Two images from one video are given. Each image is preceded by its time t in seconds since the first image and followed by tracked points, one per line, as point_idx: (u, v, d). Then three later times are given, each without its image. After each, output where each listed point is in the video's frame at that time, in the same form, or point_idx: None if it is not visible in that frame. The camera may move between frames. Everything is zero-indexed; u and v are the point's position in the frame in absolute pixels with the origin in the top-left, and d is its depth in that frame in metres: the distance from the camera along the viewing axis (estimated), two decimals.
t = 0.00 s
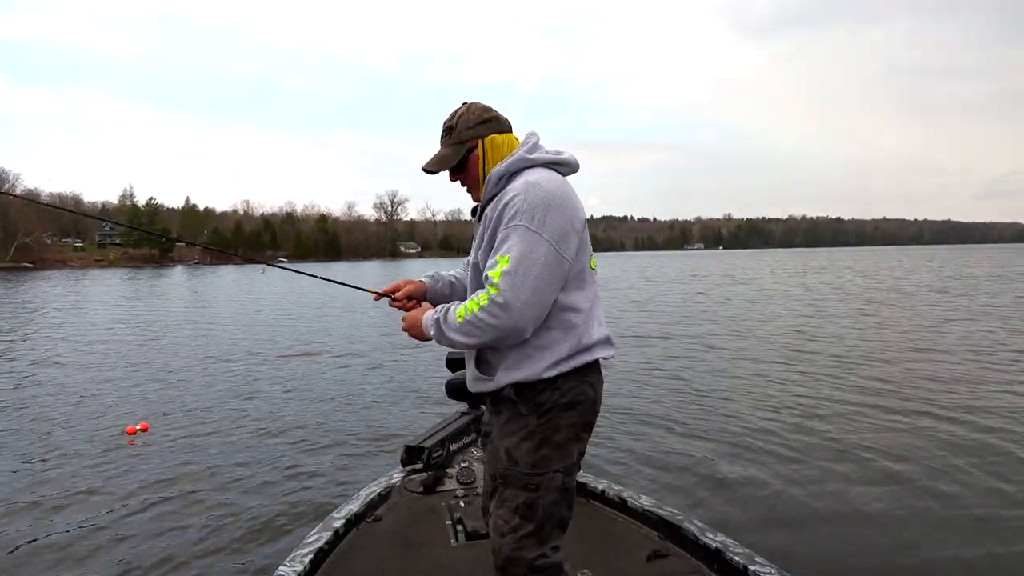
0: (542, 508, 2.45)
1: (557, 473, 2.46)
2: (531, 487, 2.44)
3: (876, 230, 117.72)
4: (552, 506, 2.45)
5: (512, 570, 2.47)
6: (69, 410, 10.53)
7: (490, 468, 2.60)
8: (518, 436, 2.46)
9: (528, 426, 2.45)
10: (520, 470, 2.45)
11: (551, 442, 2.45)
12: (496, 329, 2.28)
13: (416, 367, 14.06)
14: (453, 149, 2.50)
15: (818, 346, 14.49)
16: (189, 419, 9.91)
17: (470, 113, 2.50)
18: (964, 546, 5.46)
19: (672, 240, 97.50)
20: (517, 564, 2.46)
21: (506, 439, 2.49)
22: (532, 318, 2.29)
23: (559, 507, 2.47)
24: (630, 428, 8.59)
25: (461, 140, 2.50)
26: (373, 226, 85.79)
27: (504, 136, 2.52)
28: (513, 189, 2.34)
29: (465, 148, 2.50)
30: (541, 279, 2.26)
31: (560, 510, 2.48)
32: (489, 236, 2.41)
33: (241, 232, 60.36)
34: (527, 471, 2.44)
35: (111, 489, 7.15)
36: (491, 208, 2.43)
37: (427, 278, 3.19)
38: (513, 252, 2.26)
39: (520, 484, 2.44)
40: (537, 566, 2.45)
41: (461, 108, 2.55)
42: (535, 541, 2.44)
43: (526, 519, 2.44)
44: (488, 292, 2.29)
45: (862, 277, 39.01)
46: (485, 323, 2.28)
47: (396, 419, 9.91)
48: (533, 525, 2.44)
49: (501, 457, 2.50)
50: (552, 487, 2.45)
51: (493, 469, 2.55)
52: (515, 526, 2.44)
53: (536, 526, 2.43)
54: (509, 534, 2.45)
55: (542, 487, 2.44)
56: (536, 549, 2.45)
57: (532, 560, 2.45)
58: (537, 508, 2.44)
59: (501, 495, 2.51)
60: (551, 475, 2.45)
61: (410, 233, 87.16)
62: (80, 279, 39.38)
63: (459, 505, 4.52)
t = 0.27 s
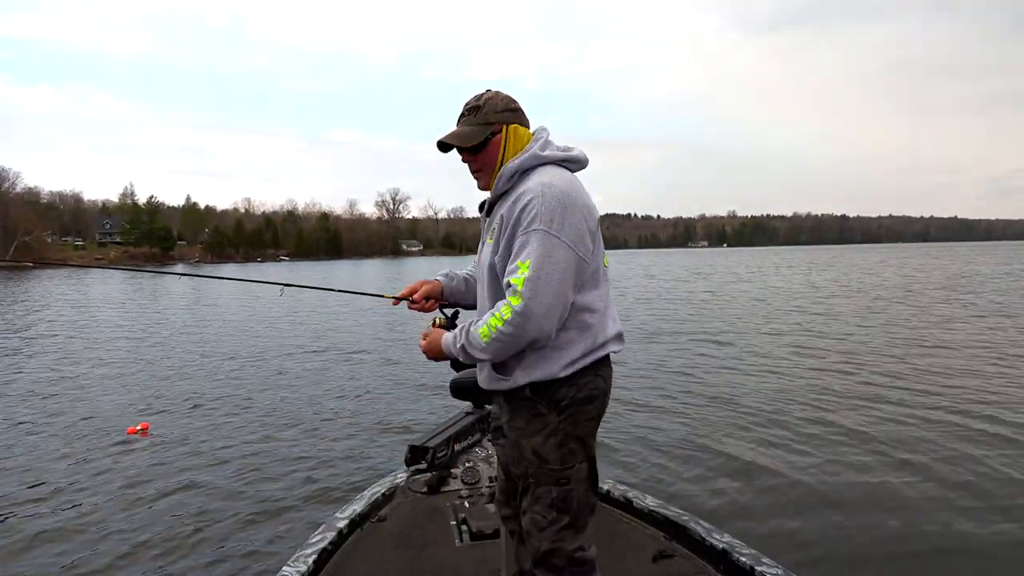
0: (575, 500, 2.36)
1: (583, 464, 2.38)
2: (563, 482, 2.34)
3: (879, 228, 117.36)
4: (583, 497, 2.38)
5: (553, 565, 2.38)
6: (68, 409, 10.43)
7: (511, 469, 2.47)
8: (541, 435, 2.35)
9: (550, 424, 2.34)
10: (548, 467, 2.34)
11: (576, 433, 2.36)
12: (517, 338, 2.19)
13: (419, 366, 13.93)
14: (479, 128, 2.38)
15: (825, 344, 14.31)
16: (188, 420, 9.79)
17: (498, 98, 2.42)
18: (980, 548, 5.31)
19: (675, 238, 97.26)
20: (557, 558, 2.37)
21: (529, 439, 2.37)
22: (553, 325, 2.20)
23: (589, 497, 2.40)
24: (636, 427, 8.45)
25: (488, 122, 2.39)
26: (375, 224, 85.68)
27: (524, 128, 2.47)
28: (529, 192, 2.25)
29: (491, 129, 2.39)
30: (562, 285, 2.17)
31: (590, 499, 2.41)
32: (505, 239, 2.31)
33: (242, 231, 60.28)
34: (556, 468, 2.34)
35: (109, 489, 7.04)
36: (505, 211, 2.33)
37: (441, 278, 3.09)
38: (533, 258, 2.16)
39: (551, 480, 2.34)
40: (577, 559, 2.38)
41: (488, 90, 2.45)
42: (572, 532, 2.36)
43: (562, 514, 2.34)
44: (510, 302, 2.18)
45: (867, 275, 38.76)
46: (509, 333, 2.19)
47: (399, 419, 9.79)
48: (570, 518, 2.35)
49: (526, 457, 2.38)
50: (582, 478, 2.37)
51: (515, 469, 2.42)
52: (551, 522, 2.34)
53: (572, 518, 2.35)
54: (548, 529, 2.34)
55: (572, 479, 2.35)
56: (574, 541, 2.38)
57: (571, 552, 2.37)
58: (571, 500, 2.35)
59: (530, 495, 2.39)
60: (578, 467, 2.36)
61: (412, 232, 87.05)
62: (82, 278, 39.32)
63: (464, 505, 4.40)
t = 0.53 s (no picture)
0: (572, 494, 2.31)
1: (579, 459, 2.32)
2: (559, 476, 2.28)
3: (869, 227, 118.03)
4: (580, 491, 2.32)
5: (549, 560, 2.32)
6: (52, 409, 10.29)
7: (507, 462, 2.42)
8: (537, 428, 2.30)
9: (545, 418, 2.29)
10: (545, 462, 2.29)
11: (572, 428, 2.30)
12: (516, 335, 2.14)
13: (409, 364, 13.84)
14: (493, 117, 2.33)
15: (817, 342, 14.29)
16: (175, 418, 9.67)
17: (516, 89, 2.36)
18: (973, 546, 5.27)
19: (665, 237, 97.41)
20: (554, 552, 2.31)
21: (525, 432, 2.32)
22: (553, 324, 2.15)
23: (585, 491, 2.35)
24: (628, 424, 8.40)
25: (503, 112, 2.33)
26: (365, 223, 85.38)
27: (536, 122, 2.42)
28: (537, 189, 2.19)
29: (505, 120, 2.33)
30: (564, 286, 2.12)
31: (586, 494, 2.35)
32: (510, 234, 2.25)
33: (231, 229, 59.93)
34: (552, 462, 2.28)
35: (94, 489, 6.93)
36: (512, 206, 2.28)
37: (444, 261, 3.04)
38: (538, 257, 2.10)
39: (548, 474, 2.28)
40: (574, 554, 2.32)
41: (506, 79, 2.39)
42: (570, 527, 2.31)
43: (559, 508, 2.29)
44: (511, 300, 2.13)
45: (859, 274, 38.86)
46: (508, 330, 2.14)
47: (389, 417, 9.70)
48: (566, 513, 2.30)
49: (522, 451, 2.32)
50: (577, 473, 2.31)
51: (511, 462, 2.37)
52: (549, 516, 2.29)
53: (569, 513, 2.29)
54: (546, 523, 2.29)
55: (569, 474, 2.30)
56: (572, 535, 2.32)
57: (569, 547, 2.31)
58: (567, 495, 2.30)
59: (527, 488, 2.34)
60: (574, 462, 2.31)
61: (403, 231, 86.83)
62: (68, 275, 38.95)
63: (455, 503, 4.35)
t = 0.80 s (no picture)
0: (567, 488, 2.31)
1: (574, 453, 2.32)
2: (553, 470, 2.29)
3: (863, 225, 118.36)
4: (575, 486, 2.32)
5: (546, 554, 2.32)
6: (46, 407, 10.24)
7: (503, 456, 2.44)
8: (531, 423, 2.31)
9: (539, 412, 2.29)
10: (538, 456, 2.29)
11: (565, 423, 2.30)
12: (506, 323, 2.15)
13: (405, 362, 13.81)
14: (508, 108, 2.35)
15: (812, 339, 14.31)
16: (169, 416, 9.63)
17: (533, 81, 2.38)
18: (967, 544, 5.28)
19: (660, 235, 97.49)
20: (550, 547, 2.31)
21: (518, 426, 2.33)
22: (544, 317, 2.16)
23: (581, 486, 2.34)
24: (624, 421, 8.41)
25: (519, 103, 2.35)
26: (360, 220, 85.20)
27: (552, 115, 2.44)
28: (542, 181, 2.20)
29: (520, 111, 2.35)
30: (558, 280, 2.13)
31: (582, 489, 2.35)
32: (511, 222, 2.26)
33: (225, 226, 59.73)
34: (546, 456, 2.28)
35: (88, 488, 6.91)
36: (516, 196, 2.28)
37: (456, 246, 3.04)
38: (534, 249, 2.11)
39: (541, 469, 2.29)
40: (570, 549, 2.32)
41: (524, 71, 2.41)
42: (565, 522, 2.31)
43: (554, 502, 2.29)
44: (504, 287, 2.14)
45: (853, 272, 38.96)
46: (499, 317, 2.15)
47: (385, 415, 9.69)
48: (560, 508, 2.29)
49: (516, 445, 2.33)
50: (571, 467, 2.31)
51: (507, 456, 2.39)
52: (544, 511, 2.29)
53: (564, 507, 2.29)
54: (542, 517, 2.30)
55: (563, 468, 2.30)
56: (567, 530, 2.32)
57: (564, 541, 2.31)
58: (561, 489, 2.30)
59: (523, 483, 2.35)
60: (569, 456, 2.31)
61: (398, 228, 86.69)
62: (60, 273, 38.75)
63: (452, 500, 4.35)
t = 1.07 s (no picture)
0: (561, 489, 2.30)
1: (569, 455, 2.30)
2: (546, 471, 2.28)
3: (861, 225, 118.48)
4: (569, 487, 2.30)
5: (541, 555, 2.32)
6: (44, 406, 10.21)
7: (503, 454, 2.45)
8: (525, 423, 2.31)
9: (533, 413, 2.29)
10: (532, 457, 2.29)
11: (559, 425, 2.28)
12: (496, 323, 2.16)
13: (404, 361, 13.79)
14: (509, 110, 2.35)
15: (813, 339, 14.28)
16: (168, 416, 9.60)
17: (534, 81, 2.37)
18: (965, 542, 5.27)
19: (658, 234, 97.50)
20: (546, 547, 2.31)
21: (513, 426, 2.33)
22: (534, 318, 2.16)
23: (576, 487, 2.32)
24: (624, 421, 8.40)
25: (519, 104, 2.35)
26: (358, 219, 85.14)
27: (554, 115, 2.42)
28: (535, 184, 2.19)
29: (520, 112, 2.35)
30: (547, 283, 2.12)
31: (577, 490, 2.34)
32: (506, 223, 2.27)
33: (224, 226, 59.68)
34: (540, 457, 2.28)
35: (86, 488, 6.89)
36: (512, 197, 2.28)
37: (467, 236, 3.07)
38: (523, 251, 2.11)
39: (535, 469, 2.29)
40: (566, 549, 2.31)
41: (526, 72, 2.40)
42: (560, 522, 2.30)
43: (548, 503, 2.28)
44: (493, 288, 2.16)
45: (853, 271, 38.90)
46: (487, 318, 2.17)
47: (385, 415, 9.68)
48: (554, 510, 2.29)
49: (512, 444, 2.34)
50: (566, 469, 2.29)
51: (505, 454, 2.40)
52: (538, 511, 2.30)
53: (558, 508, 2.29)
54: (536, 517, 2.30)
55: (557, 469, 2.29)
56: (563, 531, 2.31)
57: (560, 542, 2.30)
58: (555, 491, 2.29)
59: (518, 483, 2.36)
60: (564, 457, 2.29)
61: (396, 228, 86.67)
62: (58, 273, 38.69)
63: (453, 500, 4.34)
